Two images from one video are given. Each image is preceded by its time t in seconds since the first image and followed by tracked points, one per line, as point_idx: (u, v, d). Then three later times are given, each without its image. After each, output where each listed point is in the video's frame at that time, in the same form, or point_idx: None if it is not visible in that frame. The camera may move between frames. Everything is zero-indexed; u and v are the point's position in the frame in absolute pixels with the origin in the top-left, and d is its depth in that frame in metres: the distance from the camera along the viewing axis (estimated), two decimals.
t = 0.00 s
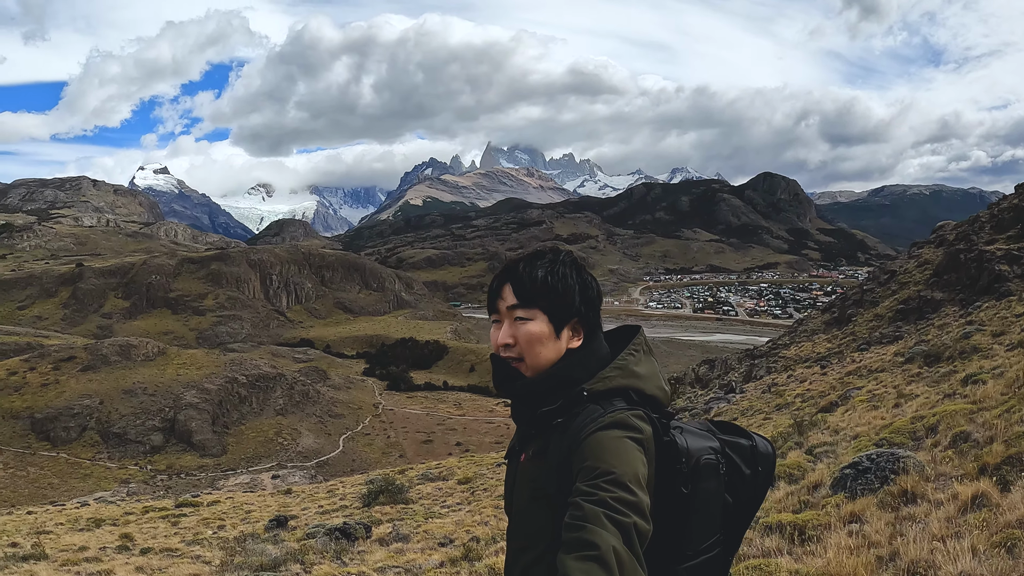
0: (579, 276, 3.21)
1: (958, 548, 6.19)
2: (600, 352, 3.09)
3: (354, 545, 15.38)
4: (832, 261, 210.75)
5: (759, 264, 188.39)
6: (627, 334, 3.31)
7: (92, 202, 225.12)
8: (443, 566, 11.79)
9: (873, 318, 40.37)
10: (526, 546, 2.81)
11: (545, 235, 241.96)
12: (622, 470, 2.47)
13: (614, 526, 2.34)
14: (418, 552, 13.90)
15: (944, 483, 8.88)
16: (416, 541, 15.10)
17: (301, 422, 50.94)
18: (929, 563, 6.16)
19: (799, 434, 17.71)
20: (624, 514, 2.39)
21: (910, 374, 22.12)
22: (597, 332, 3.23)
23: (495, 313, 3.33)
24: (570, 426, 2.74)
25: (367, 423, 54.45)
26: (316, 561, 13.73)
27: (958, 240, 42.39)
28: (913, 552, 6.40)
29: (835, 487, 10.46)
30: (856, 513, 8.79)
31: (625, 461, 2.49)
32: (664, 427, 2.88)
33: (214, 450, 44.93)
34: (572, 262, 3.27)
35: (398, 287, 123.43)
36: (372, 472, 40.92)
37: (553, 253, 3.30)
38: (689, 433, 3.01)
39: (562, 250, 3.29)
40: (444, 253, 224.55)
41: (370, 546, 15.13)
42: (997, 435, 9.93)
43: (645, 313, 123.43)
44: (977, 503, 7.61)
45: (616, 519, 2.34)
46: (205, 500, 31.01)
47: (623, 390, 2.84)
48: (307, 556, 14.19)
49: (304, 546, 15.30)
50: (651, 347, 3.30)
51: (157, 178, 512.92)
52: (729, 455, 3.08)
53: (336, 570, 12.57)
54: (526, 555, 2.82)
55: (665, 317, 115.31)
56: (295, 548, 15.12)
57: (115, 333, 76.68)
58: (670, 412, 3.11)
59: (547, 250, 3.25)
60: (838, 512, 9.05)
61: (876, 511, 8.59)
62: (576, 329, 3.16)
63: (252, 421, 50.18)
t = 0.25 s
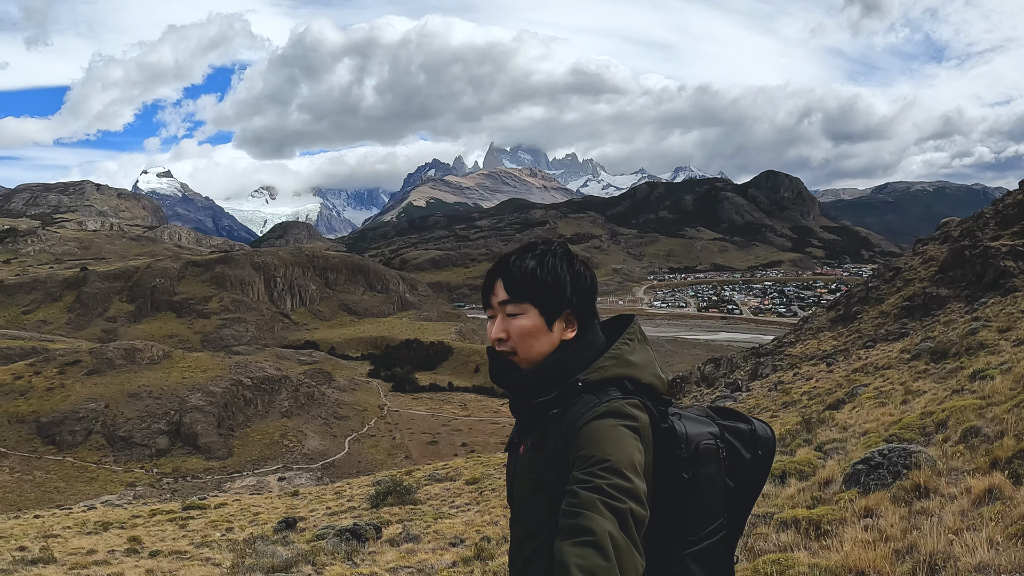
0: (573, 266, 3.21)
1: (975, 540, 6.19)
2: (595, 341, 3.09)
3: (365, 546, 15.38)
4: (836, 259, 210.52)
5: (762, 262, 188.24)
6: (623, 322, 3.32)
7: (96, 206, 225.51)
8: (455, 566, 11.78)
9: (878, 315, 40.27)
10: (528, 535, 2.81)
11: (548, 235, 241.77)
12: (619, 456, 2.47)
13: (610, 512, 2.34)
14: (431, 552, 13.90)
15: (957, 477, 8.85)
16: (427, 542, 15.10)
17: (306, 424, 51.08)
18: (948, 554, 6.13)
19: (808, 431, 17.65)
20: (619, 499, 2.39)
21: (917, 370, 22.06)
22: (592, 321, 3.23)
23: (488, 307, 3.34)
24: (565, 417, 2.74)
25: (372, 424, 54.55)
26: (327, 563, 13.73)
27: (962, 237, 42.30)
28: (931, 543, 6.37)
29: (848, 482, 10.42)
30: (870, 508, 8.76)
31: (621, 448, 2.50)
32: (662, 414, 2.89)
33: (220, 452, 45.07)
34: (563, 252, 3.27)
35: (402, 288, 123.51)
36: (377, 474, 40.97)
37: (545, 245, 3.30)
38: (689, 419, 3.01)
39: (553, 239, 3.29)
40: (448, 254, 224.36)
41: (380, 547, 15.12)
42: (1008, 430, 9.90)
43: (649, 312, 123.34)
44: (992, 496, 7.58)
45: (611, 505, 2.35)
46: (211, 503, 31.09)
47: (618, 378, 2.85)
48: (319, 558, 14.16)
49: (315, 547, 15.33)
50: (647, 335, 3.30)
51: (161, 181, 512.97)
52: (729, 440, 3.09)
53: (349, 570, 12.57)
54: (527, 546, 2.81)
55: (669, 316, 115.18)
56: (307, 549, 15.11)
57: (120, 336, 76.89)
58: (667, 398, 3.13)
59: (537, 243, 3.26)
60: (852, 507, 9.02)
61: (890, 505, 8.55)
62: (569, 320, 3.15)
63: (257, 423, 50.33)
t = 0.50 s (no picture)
0: (571, 266, 3.17)
1: (991, 530, 6.20)
2: (592, 343, 3.09)
3: (374, 544, 15.42)
4: (838, 254, 210.32)
5: (764, 258, 188.11)
6: (621, 322, 3.32)
7: (97, 208, 225.77)
8: (465, 564, 11.80)
9: (882, 310, 40.18)
10: (530, 537, 2.82)
11: (550, 232, 241.60)
12: (615, 458, 2.47)
13: (608, 511, 2.34)
14: (440, 550, 13.92)
15: (967, 469, 8.85)
16: (436, 540, 15.13)
17: (310, 424, 51.17)
18: (965, 543, 6.17)
19: (814, 426, 17.63)
20: (618, 500, 2.39)
21: (922, 365, 22.03)
22: (589, 322, 3.22)
23: (485, 311, 3.33)
24: (562, 420, 2.74)
25: (376, 424, 54.63)
26: (337, 561, 13.77)
27: (965, 231, 42.20)
28: (947, 534, 6.41)
29: (858, 475, 10.41)
30: (882, 500, 8.76)
31: (617, 449, 2.51)
32: (661, 414, 2.89)
33: (224, 453, 45.18)
34: (558, 253, 3.25)
35: (404, 287, 123.50)
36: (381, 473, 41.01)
37: (541, 246, 3.27)
38: (689, 418, 3.02)
39: (546, 242, 3.27)
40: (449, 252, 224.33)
41: (389, 545, 15.15)
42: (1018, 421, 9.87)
43: (652, 309, 123.30)
44: (1005, 486, 7.57)
45: (608, 505, 2.35)
46: (217, 503, 31.21)
47: (616, 380, 2.86)
48: (328, 556, 14.16)
49: (324, 546, 15.37)
50: (645, 336, 3.30)
51: (162, 182, 512.93)
52: (730, 438, 3.09)
53: (359, 569, 12.59)
54: (528, 548, 2.83)
55: (672, 313, 115.15)
56: (316, 548, 15.14)
57: (123, 338, 77.05)
58: (666, 398, 3.13)
59: (531, 246, 3.23)
60: (864, 499, 9.02)
61: (901, 497, 8.56)
62: (564, 323, 3.12)
63: (261, 423, 50.44)
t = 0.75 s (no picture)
0: (578, 275, 3.14)
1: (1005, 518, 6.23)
2: (595, 353, 3.08)
3: (383, 542, 15.47)
4: (839, 247, 210.25)
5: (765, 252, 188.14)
6: (624, 331, 3.32)
7: (97, 208, 225.80)
8: (475, 560, 11.81)
9: (884, 303, 40.17)
10: (534, 548, 2.83)
11: (550, 228, 241.59)
12: (618, 473, 2.48)
13: (609, 527, 2.36)
14: (449, 546, 13.96)
15: (978, 459, 8.84)
16: (444, 536, 15.17)
17: (312, 422, 51.29)
18: (981, 531, 6.21)
19: (820, 420, 17.65)
20: (620, 516, 2.40)
21: (925, 358, 22.04)
22: (593, 333, 3.21)
23: (487, 322, 3.32)
24: (566, 432, 2.75)
25: (378, 421, 54.72)
26: (347, 558, 13.80)
27: (967, 224, 42.19)
28: (962, 523, 6.43)
29: (869, 467, 10.42)
30: (894, 492, 8.78)
31: (621, 463, 2.51)
32: (665, 426, 2.90)
33: (226, 451, 45.29)
34: (559, 263, 3.23)
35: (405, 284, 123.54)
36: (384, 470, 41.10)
37: (545, 257, 3.26)
38: (693, 431, 3.02)
39: (547, 250, 3.26)
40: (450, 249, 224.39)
41: (398, 542, 15.20)
42: None
43: (653, 304, 123.36)
44: (1018, 476, 7.57)
45: (611, 521, 2.36)
46: (221, 502, 31.26)
47: (619, 393, 2.87)
48: (337, 554, 14.19)
49: (332, 544, 15.42)
50: (649, 346, 3.31)
51: (161, 182, 513.04)
52: (734, 449, 3.11)
53: (368, 566, 12.63)
54: (531, 559, 2.83)
55: (672, 308, 115.21)
56: (324, 545, 15.18)
57: (124, 338, 77.15)
58: (671, 409, 3.13)
59: (533, 254, 3.22)
60: (876, 491, 9.04)
61: (913, 489, 8.56)
62: (562, 336, 3.10)
63: (263, 422, 50.55)
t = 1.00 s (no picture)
0: (585, 277, 3.12)
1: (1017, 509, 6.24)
2: (599, 354, 3.09)
3: (387, 538, 15.50)
4: (836, 242, 210.45)
5: (762, 247, 188.24)
6: (633, 334, 3.33)
7: (94, 205, 225.62)
8: (482, 554, 11.84)
9: (883, 298, 40.23)
10: (536, 550, 2.84)
11: (548, 224, 241.68)
12: (625, 477, 2.48)
13: (616, 534, 2.35)
14: (454, 541, 13.99)
15: (985, 452, 8.87)
16: (449, 532, 15.20)
17: (310, 418, 51.34)
18: (993, 520, 6.25)
19: (821, 413, 17.72)
20: (627, 522, 2.40)
21: (925, 352, 22.10)
22: (600, 334, 3.21)
23: (491, 321, 3.30)
24: (572, 433, 2.76)
25: (376, 417, 54.80)
26: (352, 554, 13.81)
27: (965, 218, 42.25)
28: (975, 513, 6.44)
29: (876, 459, 10.45)
30: (903, 483, 8.82)
31: (627, 470, 2.52)
32: (671, 431, 2.89)
33: (225, 448, 45.31)
34: (569, 264, 3.22)
35: (403, 280, 123.52)
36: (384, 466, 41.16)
37: (552, 256, 3.23)
38: (699, 436, 3.03)
39: (557, 249, 3.26)
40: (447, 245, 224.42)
41: (403, 538, 15.21)
42: None
43: (650, 299, 123.47)
44: None
45: (617, 528, 2.36)
46: (222, 499, 31.30)
47: (626, 396, 2.87)
48: (342, 550, 14.18)
49: (336, 540, 15.44)
50: (657, 351, 3.32)
51: (158, 179, 513.07)
52: (739, 457, 3.10)
53: (374, 562, 12.66)
54: (533, 560, 2.84)
55: (670, 303, 115.31)
56: (328, 542, 15.19)
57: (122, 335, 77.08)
58: (677, 414, 3.13)
59: (540, 253, 3.19)
60: (885, 482, 9.08)
61: (922, 481, 8.60)
62: (560, 338, 3.10)
63: (261, 419, 50.57)
